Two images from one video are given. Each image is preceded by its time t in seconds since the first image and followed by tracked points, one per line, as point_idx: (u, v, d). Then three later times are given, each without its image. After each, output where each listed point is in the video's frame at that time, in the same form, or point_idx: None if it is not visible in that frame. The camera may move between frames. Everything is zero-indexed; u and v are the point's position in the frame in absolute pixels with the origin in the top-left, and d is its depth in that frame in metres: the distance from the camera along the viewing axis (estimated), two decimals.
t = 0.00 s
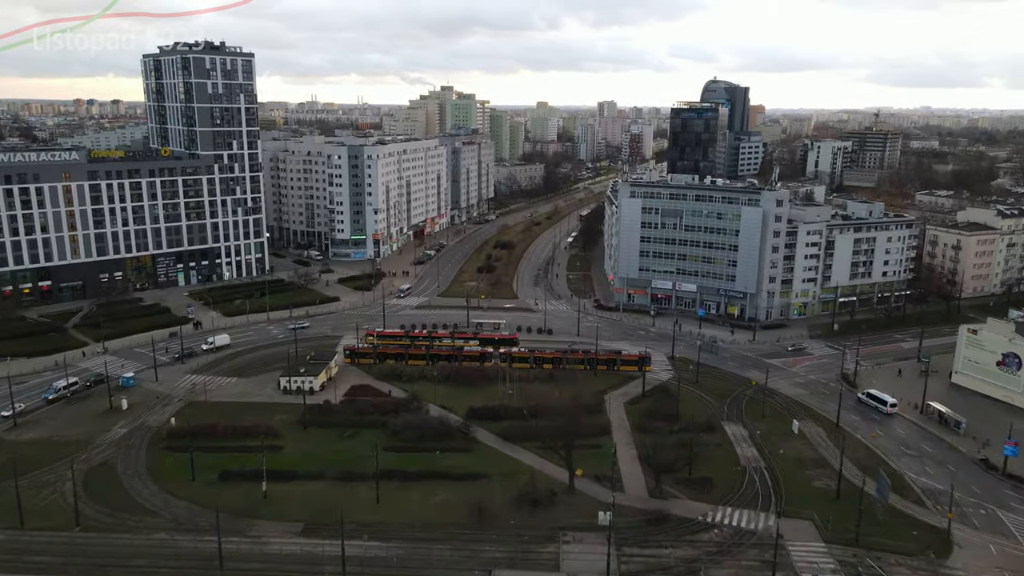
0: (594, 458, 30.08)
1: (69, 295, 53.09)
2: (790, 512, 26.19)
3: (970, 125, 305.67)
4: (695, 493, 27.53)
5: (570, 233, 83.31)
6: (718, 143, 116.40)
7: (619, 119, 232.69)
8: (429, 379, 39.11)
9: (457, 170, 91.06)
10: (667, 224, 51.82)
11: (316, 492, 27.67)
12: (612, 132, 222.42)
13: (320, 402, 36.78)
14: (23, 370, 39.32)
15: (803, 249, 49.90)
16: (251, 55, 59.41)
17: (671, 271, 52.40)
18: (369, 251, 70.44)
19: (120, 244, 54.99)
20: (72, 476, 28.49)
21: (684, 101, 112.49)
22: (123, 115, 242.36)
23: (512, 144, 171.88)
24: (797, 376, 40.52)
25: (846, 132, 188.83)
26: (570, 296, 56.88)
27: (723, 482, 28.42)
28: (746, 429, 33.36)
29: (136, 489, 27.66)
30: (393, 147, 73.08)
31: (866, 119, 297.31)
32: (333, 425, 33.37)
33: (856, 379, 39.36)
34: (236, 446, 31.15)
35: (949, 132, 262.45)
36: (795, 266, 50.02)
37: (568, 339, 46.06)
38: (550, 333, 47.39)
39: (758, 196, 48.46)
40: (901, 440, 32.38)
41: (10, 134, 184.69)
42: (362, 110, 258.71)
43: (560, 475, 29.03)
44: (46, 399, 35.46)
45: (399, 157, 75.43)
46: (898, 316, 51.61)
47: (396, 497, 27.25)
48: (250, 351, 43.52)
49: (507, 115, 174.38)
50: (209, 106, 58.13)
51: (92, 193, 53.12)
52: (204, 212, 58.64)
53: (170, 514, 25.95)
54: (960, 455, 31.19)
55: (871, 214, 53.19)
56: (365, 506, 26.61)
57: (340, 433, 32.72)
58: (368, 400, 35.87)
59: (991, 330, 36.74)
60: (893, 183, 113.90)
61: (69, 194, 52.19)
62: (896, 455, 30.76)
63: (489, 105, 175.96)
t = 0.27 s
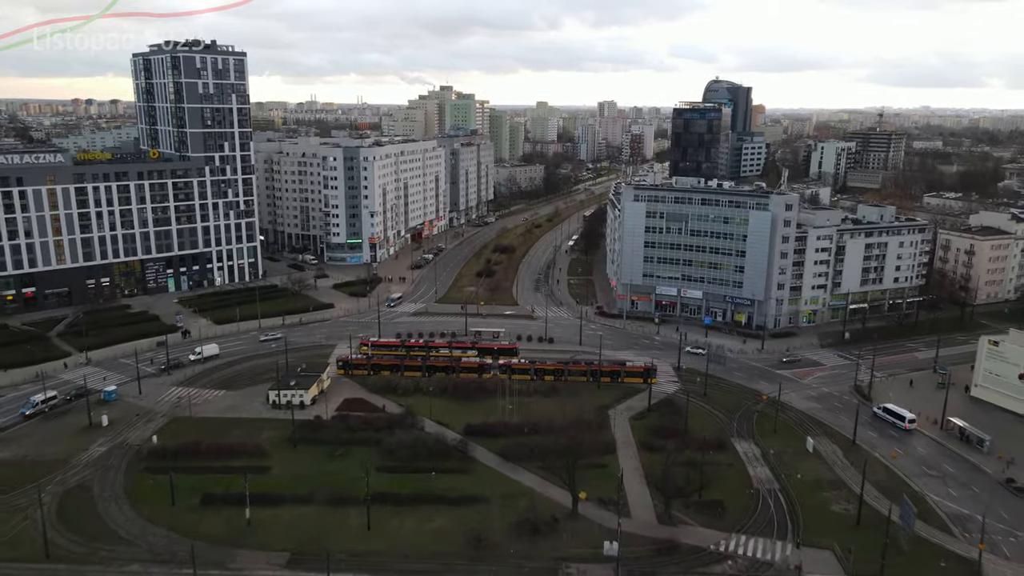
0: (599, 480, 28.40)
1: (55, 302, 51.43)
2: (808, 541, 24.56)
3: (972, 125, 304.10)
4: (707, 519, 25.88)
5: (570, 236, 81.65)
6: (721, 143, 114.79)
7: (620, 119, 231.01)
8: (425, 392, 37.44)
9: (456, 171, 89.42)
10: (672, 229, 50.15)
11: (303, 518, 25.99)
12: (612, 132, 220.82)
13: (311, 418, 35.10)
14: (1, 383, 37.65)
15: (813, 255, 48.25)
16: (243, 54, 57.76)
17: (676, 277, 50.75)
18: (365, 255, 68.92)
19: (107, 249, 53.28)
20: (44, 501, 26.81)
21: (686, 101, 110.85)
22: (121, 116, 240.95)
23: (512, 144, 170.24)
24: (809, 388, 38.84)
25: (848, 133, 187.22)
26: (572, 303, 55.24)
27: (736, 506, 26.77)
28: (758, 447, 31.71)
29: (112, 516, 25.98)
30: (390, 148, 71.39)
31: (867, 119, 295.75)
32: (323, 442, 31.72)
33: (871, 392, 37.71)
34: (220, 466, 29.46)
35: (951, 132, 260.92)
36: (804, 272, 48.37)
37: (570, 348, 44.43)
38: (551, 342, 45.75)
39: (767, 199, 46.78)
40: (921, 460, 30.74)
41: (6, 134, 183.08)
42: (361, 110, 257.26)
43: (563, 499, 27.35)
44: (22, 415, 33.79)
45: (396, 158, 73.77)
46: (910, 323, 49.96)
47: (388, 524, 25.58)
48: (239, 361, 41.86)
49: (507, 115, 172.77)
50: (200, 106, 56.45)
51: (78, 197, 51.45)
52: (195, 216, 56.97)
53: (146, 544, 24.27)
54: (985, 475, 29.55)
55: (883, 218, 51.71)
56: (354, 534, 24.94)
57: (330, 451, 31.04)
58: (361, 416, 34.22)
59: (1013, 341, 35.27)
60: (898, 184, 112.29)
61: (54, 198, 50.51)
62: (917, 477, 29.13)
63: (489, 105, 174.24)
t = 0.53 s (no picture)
0: (607, 504, 26.78)
1: (40, 309, 49.80)
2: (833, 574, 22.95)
3: (974, 126, 302.54)
4: (723, 549, 24.25)
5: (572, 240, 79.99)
6: (724, 144, 113.16)
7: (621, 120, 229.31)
8: (423, 406, 35.78)
9: (455, 173, 87.79)
10: (678, 234, 48.50)
11: (292, 547, 24.37)
12: (613, 133, 219.24)
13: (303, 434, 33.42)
14: None
15: (825, 261, 46.62)
16: (236, 54, 56.10)
17: (682, 283, 49.11)
18: (362, 260, 67.32)
19: (95, 255, 51.66)
20: (16, 528, 25.18)
21: (689, 102, 109.17)
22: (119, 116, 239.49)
23: (512, 145, 168.59)
24: (823, 401, 37.22)
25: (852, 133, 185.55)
26: (575, 310, 53.61)
27: (753, 534, 25.15)
28: (773, 467, 30.10)
29: (87, 545, 24.36)
30: (388, 150, 69.73)
31: (869, 119, 294.17)
32: (314, 462, 30.11)
33: (889, 406, 36.08)
34: (205, 489, 27.83)
35: (954, 132, 259.31)
36: (815, 279, 46.72)
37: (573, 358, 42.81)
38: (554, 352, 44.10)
39: (777, 204, 45.13)
40: (946, 481, 29.15)
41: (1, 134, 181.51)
42: (361, 110, 255.80)
43: (569, 525, 25.72)
44: None
45: (394, 160, 72.11)
46: (925, 332, 48.33)
47: (382, 554, 23.95)
48: (229, 373, 40.23)
49: (507, 115, 171.16)
50: (191, 107, 54.76)
51: (65, 201, 49.82)
52: (186, 220, 55.32)
53: None
54: (1014, 498, 27.93)
55: (896, 223, 50.11)
56: (346, 565, 23.31)
57: (322, 472, 29.41)
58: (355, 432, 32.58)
59: None
60: (904, 186, 110.61)
61: (39, 202, 48.88)
62: (944, 500, 27.54)
63: (489, 106, 172.53)
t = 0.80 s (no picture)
0: (622, 532, 25.18)
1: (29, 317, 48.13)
2: None
3: (977, 126, 300.99)
4: None
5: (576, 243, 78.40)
6: (729, 146, 111.56)
7: (622, 121, 227.73)
8: (425, 422, 34.15)
9: (457, 175, 86.18)
10: (689, 239, 46.90)
11: None
12: (615, 134, 217.73)
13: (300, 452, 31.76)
14: None
15: (841, 268, 45.02)
16: (232, 53, 54.50)
17: (693, 290, 47.51)
18: (362, 264, 65.75)
19: (86, 261, 50.01)
20: None
21: (693, 103, 107.69)
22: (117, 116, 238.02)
23: (513, 146, 167.01)
24: (844, 416, 35.62)
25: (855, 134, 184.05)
26: (581, 317, 52.03)
27: (781, 565, 23.53)
28: (797, 489, 28.50)
29: None
30: (388, 152, 68.14)
31: (871, 120, 292.69)
32: (312, 483, 28.50)
33: (914, 422, 34.48)
34: (195, 515, 26.18)
35: (956, 133, 257.82)
36: (831, 286, 45.11)
37: (581, 369, 41.20)
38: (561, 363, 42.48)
39: (792, 208, 43.54)
40: (980, 504, 27.58)
41: None
42: (360, 110, 254.57)
43: (582, 554, 24.12)
44: None
45: (394, 162, 70.53)
46: (944, 340, 46.74)
47: None
48: (224, 385, 38.60)
49: (508, 116, 169.64)
50: (185, 108, 53.12)
51: (54, 206, 48.18)
52: (181, 224, 53.69)
53: None
54: None
55: (913, 227, 48.52)
56: None
57: (319, 495, 27.78)
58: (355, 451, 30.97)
59: None
60: (911, 188, 109.05)
61: (27, 206, 47.23)
62: (980, 527, 25.95)
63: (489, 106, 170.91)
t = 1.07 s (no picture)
0: (641, 562, 23.62)
1: (18, 325, 46.53)
2: None
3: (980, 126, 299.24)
4: None
5: (581, 247, 76.81)
6: (735, 147, 109.76)
7: (624, 121, 226.20)
8: (429, 438, 32.57)
9: (459, 177, 84.57)
10: (701, 245, 45.27)
11: None
12: (617, 134, 215.99)
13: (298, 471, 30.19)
14: None
15: (859, 274, 43.40)
16: (228, 52, 52.89)
17: (705, 297, 45.90)
18: (362, 269, 64.17)
19: (77, 266, 48.38)
20: None
21: (698, 103, 105.93)
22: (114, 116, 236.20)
23: (515, 147, 165.44)
24: (867, 431, 34.03)
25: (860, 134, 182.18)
26: (588, 324, 50.44)
27: None
28: (823, 512, 26.92)
29: None
30: (389, 153, 66.54)
31: (874, 120, 290.89)
32: (310, 506, 26.93)
33: (942, 438, 32.88)
34: (186, 542, 24.60)
35: (960, 134, 256.06)
36: (849, 293, 43.50)
37: (591, 381, 39.63)
38: (570, 374, 40.89)
39: (808, 213, 41.94)
40: (1020, 529, 26.00)
41: None
42: (360, 110, 252.79)
43: None
44: None
45: (395, 164, 68.93)
46: (965, 349, 45.11)
47: None
48: (219, 397, 37.04)
49: (509, 117, 167.94)
50: (180, 109, 51.50)
51: (44, 210, 46.56)
52: (175, 228, 52.11)
53: None
54: None
55: (933, 232, 46.88)
56: None
57: (318, 519, 26.20)
58: (355, 471, 29.40)
59: None
60: (920, 190, 107.30)
61: (16, 210, 45.61)
62: (1022, 556, 24.35)
63: (491, 107, 169.34)
